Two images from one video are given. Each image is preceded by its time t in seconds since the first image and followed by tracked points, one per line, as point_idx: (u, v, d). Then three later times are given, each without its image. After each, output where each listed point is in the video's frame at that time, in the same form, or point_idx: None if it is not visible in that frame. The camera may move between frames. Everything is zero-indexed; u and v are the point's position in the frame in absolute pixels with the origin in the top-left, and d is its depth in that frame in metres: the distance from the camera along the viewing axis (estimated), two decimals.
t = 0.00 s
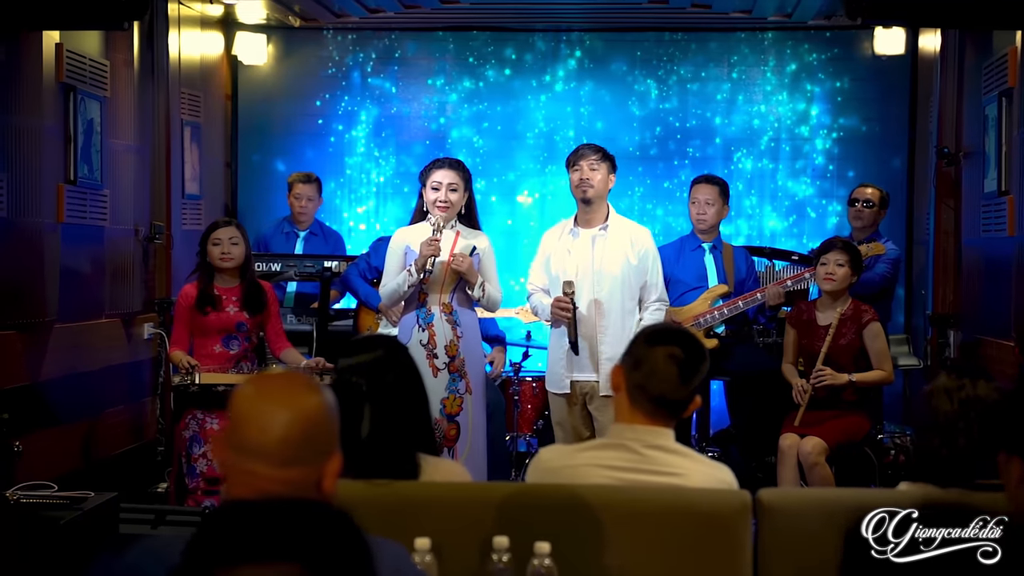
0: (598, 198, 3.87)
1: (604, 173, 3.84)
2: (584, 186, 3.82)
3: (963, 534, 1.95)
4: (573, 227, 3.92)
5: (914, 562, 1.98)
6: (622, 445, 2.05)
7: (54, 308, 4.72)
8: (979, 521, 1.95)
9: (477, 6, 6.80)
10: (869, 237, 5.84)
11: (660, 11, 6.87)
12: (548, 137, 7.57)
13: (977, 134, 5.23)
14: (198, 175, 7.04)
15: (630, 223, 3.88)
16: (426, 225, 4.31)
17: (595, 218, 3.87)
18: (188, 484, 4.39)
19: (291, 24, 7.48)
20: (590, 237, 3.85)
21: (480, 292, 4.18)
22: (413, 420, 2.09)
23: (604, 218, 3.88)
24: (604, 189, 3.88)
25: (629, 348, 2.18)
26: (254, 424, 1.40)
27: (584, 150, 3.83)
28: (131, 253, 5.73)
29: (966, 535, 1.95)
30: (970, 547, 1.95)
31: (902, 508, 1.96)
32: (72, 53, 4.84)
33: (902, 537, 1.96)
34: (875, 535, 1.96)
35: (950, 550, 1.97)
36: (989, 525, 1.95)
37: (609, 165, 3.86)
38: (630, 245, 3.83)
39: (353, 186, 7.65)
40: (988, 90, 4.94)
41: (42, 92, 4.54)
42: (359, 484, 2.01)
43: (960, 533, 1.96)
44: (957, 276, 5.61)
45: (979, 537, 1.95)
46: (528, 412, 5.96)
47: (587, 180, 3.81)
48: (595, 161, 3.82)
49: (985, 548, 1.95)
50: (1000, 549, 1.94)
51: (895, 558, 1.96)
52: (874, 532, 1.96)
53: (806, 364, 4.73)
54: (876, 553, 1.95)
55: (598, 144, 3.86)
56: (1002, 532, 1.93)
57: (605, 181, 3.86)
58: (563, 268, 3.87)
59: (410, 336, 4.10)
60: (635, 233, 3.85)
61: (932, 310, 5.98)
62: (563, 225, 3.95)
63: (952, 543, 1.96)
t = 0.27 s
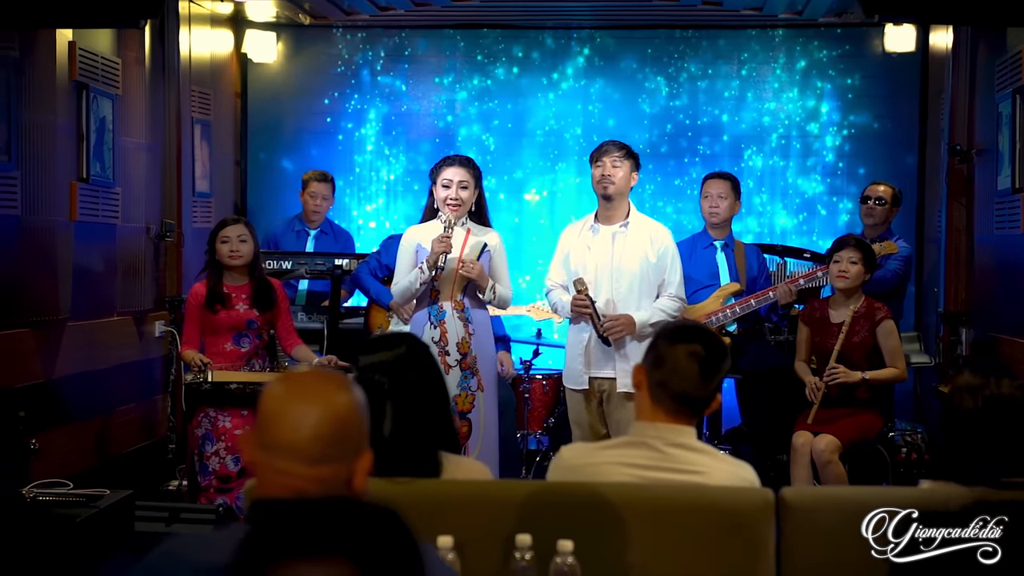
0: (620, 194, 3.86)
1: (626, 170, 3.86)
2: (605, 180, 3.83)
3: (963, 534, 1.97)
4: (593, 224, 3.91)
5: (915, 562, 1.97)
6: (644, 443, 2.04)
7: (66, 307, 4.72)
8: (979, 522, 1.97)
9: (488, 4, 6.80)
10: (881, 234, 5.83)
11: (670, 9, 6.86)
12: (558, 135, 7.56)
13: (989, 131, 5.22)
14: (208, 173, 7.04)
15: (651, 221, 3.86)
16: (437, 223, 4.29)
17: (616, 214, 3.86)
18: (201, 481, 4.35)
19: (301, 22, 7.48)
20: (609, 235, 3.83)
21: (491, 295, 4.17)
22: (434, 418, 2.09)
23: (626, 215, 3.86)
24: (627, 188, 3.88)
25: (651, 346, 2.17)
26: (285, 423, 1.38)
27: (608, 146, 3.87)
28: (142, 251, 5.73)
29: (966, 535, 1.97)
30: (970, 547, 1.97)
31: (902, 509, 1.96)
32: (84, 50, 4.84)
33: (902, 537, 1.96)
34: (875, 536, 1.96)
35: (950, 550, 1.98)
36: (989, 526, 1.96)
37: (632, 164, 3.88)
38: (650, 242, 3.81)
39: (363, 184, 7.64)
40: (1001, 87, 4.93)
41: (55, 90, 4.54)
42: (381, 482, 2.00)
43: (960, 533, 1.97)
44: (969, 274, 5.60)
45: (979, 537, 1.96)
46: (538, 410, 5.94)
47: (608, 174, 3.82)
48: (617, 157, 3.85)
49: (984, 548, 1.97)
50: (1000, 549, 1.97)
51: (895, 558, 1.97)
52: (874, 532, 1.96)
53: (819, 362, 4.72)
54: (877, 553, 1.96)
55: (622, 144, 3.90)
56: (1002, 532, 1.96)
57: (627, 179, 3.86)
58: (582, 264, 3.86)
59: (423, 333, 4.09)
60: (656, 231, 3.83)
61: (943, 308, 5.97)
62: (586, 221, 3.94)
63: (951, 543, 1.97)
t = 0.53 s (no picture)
0: (640, 190, 3.79)
1: (646, 166, 3.77)
2: (621, 176, 3.77)
3: (963, 534, 1.96)
4: (614, 218, 3.88)
5: (915, 562, 1.98)
6: (667, 440, 2.04)
7: (79, 303, 4.72)
8: (979, 522, 1.96)
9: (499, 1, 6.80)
10: (892, 230, 5.82)
11: (681, 6, 6.85)
12: (569, 131, 7.56)
13: (1002, 127, 5.20)
14: (218, 169, 7.04)
15: (672, 215, 3.81)
16: (449, 220, 4.26)
17: (636, 210, 3.81)
18: (214, 478, 4.32)
19: (311, 18, 7.48)
20: (630, 230, 3.80)
21: (502, 296, 4.17)
22: (458, 415, 2.09)
23: (646, 211, 3.81)
24: (648, 183, 3.80)
25: (673, 342, 2.17)
26: (313, 421, 1.32)
27: (631, 140, 3.78)
28: (154, 248, 5.73)
29: (966, 534, 1.97)
30: (969, 547, 1.97)
31: (902, 509, 1.96)
32: (97, 47, 4.84)
33: (902, 537, 1.96)
34: (875, 536, 1.96)
35: (950, 550, 1.97)
36: (990, 525, 1.96)
37: (654, 160, 3.78)
38: (667, 236, 3.76)
39: (373, 181, 7.64)
40: (1014, 84, 4.92)
41: (68, 86, 4.53)
42: (406, 479, 2.00)
43: (960, 533, 1.97)
44: (982, 271, 5.59)
45: (979, 537, 1.96)
46: (548, 407, 5.93)
47: (624, 172, 3.76)
48: (637, 153, 3.76)
49: (985, 548, 1.97)
50: (1000, 548, 1.96)
51: (894, 558, 1.97)
52: (874, 532, 1.96)
53: (832, 358, 4.71)
54: (877, 553, 1.96)
55: (647, 138, 3.80)
56: (1002, 532, 1.96)
57: (648, 175, 3.78)
58: (602, 258, 3.84)
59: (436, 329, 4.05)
60: (675, 224, 3.78)
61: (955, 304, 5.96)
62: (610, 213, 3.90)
63: (951, 543, 1.97)
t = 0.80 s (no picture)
0: (650, 188, 3.77)
1: (655, 164, 3.76)
2: (630, 174, 3.78)
3: (963, 534, 1.97)
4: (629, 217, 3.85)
5: (915, 562, 1.98)
6: (685, 437, 2.04)
7: (90, 301, 4.72)
8: (979, 522, 1.97)
9: None
10: (899, 227, 5.81)
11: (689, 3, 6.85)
12: (576, 129, 7.55)
13: (1011, 124, 5.19)
14: (226, 167, 7.04)
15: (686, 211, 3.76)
16: (458, 218, 4.21)
17: (649, 208, 3.78)
18: (224, 475, 4.33)
19: (318, 15, 7.47)
20: (643, 228, 3.77)
21: (512, 296, 4.13)
22: (476, 413, 2.09)
23: (659, 209, 3.77)
24: (659, 182, 3.77)
25: (690, 340, 2.18)
26: (330, 419, 1.37)
27: (644, 138, 3.79)
28: (163, 245, 5.73)
29: (965, 534, 1.97)
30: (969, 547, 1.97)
31: (901, 508, 1.96)
32: (107, 44, 4.84)
33: (901, 537, 1.97)
34: (875, 536, 1.96)
35: (949, 550, 1.98)
36: (989, 525, 1.96)
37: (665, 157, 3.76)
38: (680, 229, 3.72)
39: (380, 178, 7.64)
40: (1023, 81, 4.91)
41: (78, 84, 4.53)
42: (424, 477, 2.00)
43: (959, 533, 1.97)
44: (991, 268, 5.57)
45: (979, 537, 1.96)
46: (557, 404, 5.93)
47: (631, 170, 3.76)
48: (646, 151, 3.77)
49: (985, 548, 1.96)
50: (1000, 548, 1.96)
51: (894, 558, 1.98)
52: (874, 532, 1.96)
53: (842, 356, 4.70)
54: (876, 553, 1.96)
55: (662, 135, 3.79)
56: (1002, 532, 1.96)
57: (657, 172, 3.76)
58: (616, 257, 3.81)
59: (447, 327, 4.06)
60: (688, 220, 3.74)
61: (965, 302, 5.95)
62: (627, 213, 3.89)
63: (951, 543, 1.98)
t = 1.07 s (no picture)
0: (658, 189, 3.76)
1: (660, 166, 3.73)
2: (637, 176, 3.78)
3: (963, 534, 1.97)
4: (642, 217, 3.85)
5: (915, 562, 1.98)
6: (699, 437, 2.04)
7: (98, 300, 4.72)
8: (979, 522, 1.97)
9: None
10: (905, 225, 5.80)
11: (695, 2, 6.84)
12: (582, 127, 7.55)
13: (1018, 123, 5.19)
14: (233, 166, 7.04)
15: (696, 208, 3.73)
16: (466, 217, 4.20)
17: (659, 208, 3.78)
18: (232, 474, 4.35)
19: (325, 14, 7.47)
20: (654, 228, 3.77)
21: (520, 298, 4.13)
22: (489, 412, 2.09)
23: (668, 209, 3.76)
24: (667, 182, 3.75)
25: (704, 339, 2.18)
26: (328, 420, 1.25)
27: (653, 139, 3.77)
28: (170, 244, 5.74)
29: (966, 534, 1.97)
30: (970, 547, 1.97)
31: (901, 508, 1.96)
32: (116, 43, 4.85)
33: (901, 537, 1.97)
34: (875, 536, 1.96)
35: (951, 550, 1.98)
36: (990, 525, 1.96)
37: (670, 158, 3.73)
38: (688, 227, 3.69)
39: (386, 177, 7.64)
40: None
41: (86, 82, 4.53)
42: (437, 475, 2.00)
43: (960, 533, 1.97)
44: (998, 267, 5.57)
45: (979, 537, 1.97)
46: (563, 402, 5.93)
47: (636, 173, 3.76)
48: (649, 154, 3.76)
49: (985, 548, 1.97)
50: (1000, 549, 1.96)
51: (894, 557, 1.98)
52: (874, 531, 1.96)
53: (850, 355, 4.69)
54: (876, 553, 1.96)
55: (671, 136, 3.76)
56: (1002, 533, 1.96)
57: (663, 174, 3.73)
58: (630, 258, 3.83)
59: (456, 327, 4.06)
60: (698, 217, 3.70)
61: (971, 301, 5.94)
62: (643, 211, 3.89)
63: (952, 543, 1.98)
